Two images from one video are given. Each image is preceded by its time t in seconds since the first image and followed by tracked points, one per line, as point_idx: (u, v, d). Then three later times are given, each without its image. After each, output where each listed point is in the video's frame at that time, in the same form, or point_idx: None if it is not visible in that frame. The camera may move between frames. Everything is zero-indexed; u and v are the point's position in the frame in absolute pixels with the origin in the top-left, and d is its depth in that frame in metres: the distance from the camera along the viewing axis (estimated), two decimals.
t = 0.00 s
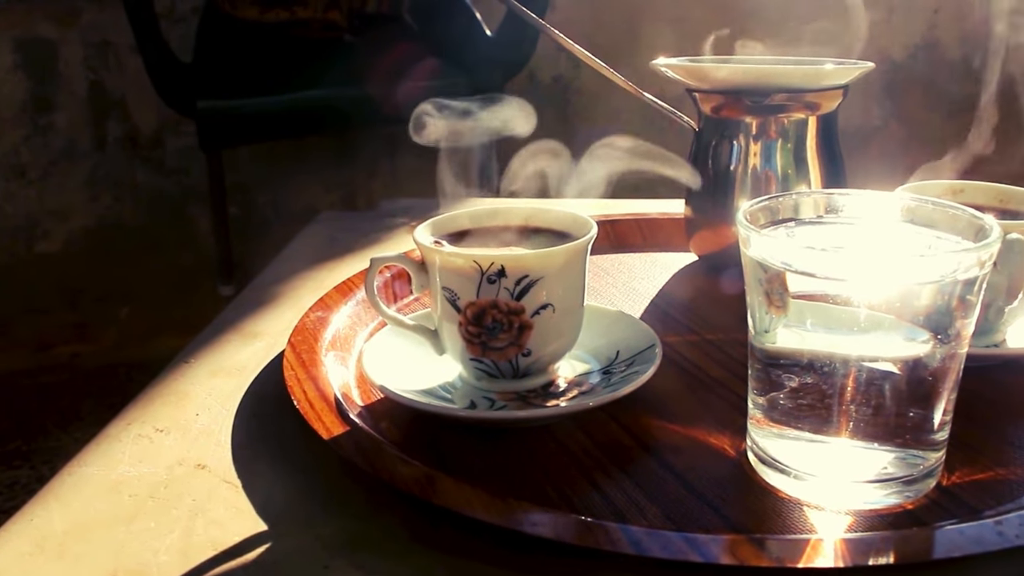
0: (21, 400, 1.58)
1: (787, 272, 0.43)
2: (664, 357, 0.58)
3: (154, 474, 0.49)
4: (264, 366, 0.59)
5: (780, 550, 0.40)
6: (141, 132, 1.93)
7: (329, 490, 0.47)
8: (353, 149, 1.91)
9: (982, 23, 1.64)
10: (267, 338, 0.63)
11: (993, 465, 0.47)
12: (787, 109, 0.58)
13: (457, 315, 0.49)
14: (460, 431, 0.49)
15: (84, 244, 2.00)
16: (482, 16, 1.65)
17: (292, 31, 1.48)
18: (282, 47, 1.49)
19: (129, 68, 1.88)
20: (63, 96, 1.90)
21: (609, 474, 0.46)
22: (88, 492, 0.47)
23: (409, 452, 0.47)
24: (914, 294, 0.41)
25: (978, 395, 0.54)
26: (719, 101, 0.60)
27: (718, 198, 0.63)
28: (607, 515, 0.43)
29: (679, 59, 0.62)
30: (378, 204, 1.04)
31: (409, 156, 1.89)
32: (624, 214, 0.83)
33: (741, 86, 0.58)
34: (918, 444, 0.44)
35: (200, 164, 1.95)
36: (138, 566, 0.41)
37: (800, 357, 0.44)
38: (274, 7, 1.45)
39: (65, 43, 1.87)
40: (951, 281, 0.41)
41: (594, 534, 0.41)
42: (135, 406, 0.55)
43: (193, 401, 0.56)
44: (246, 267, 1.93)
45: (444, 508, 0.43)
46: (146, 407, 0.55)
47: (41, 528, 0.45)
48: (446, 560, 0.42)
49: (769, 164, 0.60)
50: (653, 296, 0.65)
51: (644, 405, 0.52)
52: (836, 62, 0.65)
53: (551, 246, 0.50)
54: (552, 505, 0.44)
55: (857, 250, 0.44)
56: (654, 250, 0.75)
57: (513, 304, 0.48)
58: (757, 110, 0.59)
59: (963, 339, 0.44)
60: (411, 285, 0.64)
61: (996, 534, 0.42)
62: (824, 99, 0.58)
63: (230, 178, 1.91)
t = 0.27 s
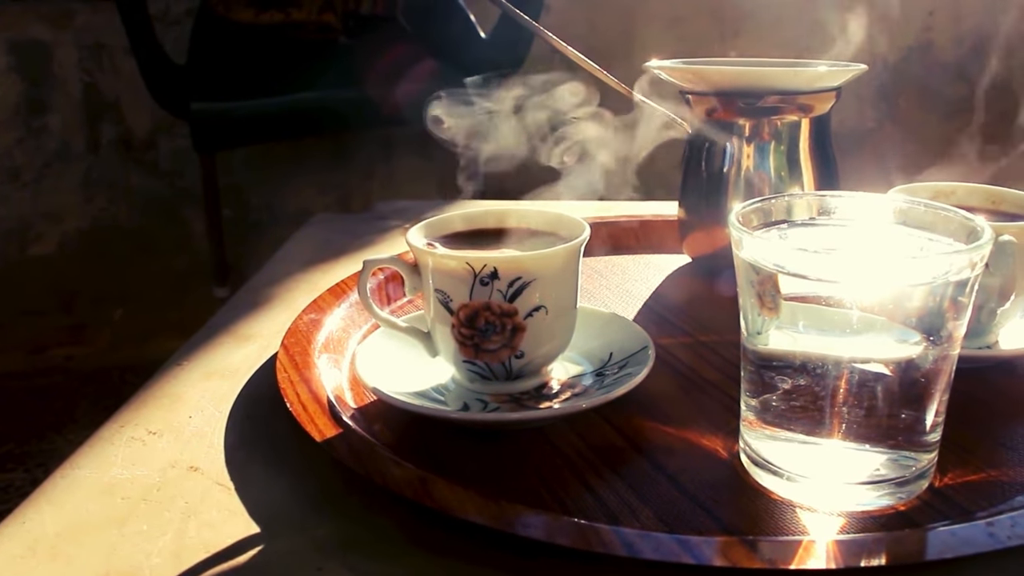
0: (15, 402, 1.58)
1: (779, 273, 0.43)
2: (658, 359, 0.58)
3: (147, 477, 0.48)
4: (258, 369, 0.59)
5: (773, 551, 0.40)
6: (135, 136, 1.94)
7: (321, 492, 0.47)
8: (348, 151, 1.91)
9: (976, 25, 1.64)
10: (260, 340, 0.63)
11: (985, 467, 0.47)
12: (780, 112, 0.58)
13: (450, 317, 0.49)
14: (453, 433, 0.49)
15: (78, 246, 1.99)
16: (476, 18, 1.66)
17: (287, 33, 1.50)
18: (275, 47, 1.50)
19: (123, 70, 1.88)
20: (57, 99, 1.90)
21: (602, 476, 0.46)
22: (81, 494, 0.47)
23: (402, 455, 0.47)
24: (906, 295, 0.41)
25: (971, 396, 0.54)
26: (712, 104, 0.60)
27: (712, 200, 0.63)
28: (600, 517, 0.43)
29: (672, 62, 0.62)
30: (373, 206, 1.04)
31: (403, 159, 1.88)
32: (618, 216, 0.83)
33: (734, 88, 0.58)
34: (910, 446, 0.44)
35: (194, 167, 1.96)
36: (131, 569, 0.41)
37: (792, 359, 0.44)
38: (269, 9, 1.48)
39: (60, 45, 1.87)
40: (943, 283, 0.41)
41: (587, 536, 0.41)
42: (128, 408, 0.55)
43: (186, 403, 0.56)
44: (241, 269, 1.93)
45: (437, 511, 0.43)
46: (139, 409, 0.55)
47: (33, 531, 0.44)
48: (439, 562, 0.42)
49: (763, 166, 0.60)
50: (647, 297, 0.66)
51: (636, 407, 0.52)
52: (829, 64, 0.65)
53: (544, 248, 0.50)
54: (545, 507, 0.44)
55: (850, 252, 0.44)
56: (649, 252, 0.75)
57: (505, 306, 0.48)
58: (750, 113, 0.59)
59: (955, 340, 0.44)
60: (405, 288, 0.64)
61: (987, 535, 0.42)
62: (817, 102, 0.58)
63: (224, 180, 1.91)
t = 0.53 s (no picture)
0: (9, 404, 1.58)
1: (769, 276, 0.43)
2: (649, 361, 0.58)
3: (138, 480, 0.48)
4: (250, 371, 0.59)
5: (763, 553, 0.40)
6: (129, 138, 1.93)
7: (313, 495, 0.47)
8: (341, 153, 1.90)
9: (969, 27, 1.64)
10: (252, 343, 0.63)
11: (974, 468, 0.48)
12: (771, 114, 0.58)
13: (441, 320, 0.49)
14: (444, 436, 0.49)
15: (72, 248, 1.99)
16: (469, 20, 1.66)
17: (281, 36, 1.51)
18: (270, 50, 1.50)
19: (117, 72, 1.88)
20: (50, 101, 1.90)
21: (592, 479, 0.46)
22: (72, 497, 0.47)
23: (393, 457, 0.47)
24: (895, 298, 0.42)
25: (961, 398, 0.54)
26: (703, 106, 0.60)
27: (704, 202, 0.63)
28: (591, 519, 0.43)
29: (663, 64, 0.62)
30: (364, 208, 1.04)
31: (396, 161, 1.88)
32: (610, 218, 0.83)
33: (725, 90, 0.58)
34: (900, 448, 0.44)
35: (188, 169, 1.95)
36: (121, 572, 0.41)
37: (782, 361, 0.44)
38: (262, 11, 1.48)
39: (52, 47, 1.86)
40: (932, 285, 0.42)
41: (578, 538, 0.41)
42: (120, 411, 0.55)
43: (178, 406, 0.56)
44: (235, 271, 1.93)
45: (429, 513, 0.43)
46: (130, 412, 0.55)
47: (24, 535, 0.44)
48: (431, 565, 0.42)
49: (755, 168, 0.60)
50: (639, 300, 0.66)
51: (628, 409, 0.52)
52: (819, 67, 0.65)
53: (535, 251, 0.50)
54: (536, 510, 0.44)
55: (839, 254, 0.44)
56: (641, 254, 0.75)
57: (496, 309, 0.48)
58: (741, 115, 0.59)
59: (945, 342, 0.44)
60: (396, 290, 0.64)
61: (977, 536, 0.42)
62: (809, 104, 0.58)
63: (218, 182, 1.91)
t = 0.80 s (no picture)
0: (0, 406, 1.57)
1: (758, 278, 0.43)
2: (640, 363, 0.58)
3: (129, 482, 0.48)
4: (241, 373, 0.59)
5: (752, 555, 0.40)
6: (121, 140, 1.95)
7: (304, 497, 0.47)
8: (334, 156, 1.90)
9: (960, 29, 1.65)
10: (244, 345, 0.63)
11: (964, 469, 0.48)
12: (761, 116, 0.58)
13: (432, 322, 0.49)
14: (435, 438, 0.50)
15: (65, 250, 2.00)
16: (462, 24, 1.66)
17: (275, 38, 1.53)
18: (265, 51, 1.52)
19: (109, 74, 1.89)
20: (43, 103, 1.91)
21: (582, 480, 0.46)
22: (63, 500, 0.47)
23: (384, 459, 0.47)
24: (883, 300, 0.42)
25: (950, 399, 0.54)
26: (694, 107, 0.60)
27: (694, 204, 0.63)
28: (581, 521, 0.43)
29: (654, 66, 0.62)
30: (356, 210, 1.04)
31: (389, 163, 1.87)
32: (602, 220, 0.84)
33: (716, 92, 0.58)
34: (890, 448, 0.44)
35: (180, 170, 1.97)
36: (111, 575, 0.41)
37: (771, 361, 0.45)
38: (255, 13, 1.50)
39: (46, 49, 1.87)
40: (921, 287, 0.42)
41: (568, 540, 0.41)
42: (110, 413, 0.55)
43: (168, 409, 0.56)
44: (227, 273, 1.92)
45: (419, 515, 0.43)
46: (121, 414, 0.55)
47: (14, 538, 0.44)
48: (421, 567, 0.42)
49: (746, 170, 0.60)
50: (630, 301, 0.66)
51: (618, 411, 0.53)
52: (810, 69, 0.65)
53: (525, 252, 0.50)
54: (527, 512, 0.44)
55: (829, 255, 0.44)
56: (633, 256, 0.75)
57: (487, 310, 0.48)
58: (732, 116, 0.59)
59: (934, 343, 0.44)
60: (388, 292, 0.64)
61: (965, 537, 0.42)
62: (799, 105, 0.59)
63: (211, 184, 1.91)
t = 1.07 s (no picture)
0: None
1: (746, 279, 0.43)
2: (631, 364, 0.58)
3: (119, 485, 0.48)
4: (232, 376, 0.59)
5: (740, 556, 0.40)
6: (114, 142, 1.92)
7: (295, 499, 0.47)
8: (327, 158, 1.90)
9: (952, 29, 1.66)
10: (235, 347, 0.63)
11: (953, 470, 0.48)
12: (752, 117, 0.58)
13: (421, 324, 0.49)
14: (426, 440, 0.50)
15: (58, 252, 1.99)
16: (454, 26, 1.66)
17: (263, 40, 1.47)
18: (257, 55, 1.47)
19: (102, 77, 1.87)
20: (35, 105, 1.90)
21: (572, 482, 0.47)
22: (52, 503, 0.47)
23: (374, 462, 0.47)
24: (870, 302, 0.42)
25: (940, 399, 0.54)
26: (685, 109, 0.60)
27: (685, 205, 0.63)
28: (571, 522, 0.43)
29: (646, 68, 0.62)
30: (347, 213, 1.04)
31: (382, 165, 1.87)
32: (593, 221, 0.83)
33: (706, 93, 0.58)
34: (879, 449, 0.44)
35: (173, 173, 1.94)
36: None
37: (760, 363, 0.45)
38: (246, 14, 1.45)
39: (38, 50, 1.86)
40: (909, 288, 0.42)
41: (557, 541, 0.41)
42: (101, 416, 0.55)
43: (159, 411, 0.55)
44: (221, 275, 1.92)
45: (409, 517, 0.43)
46: (111, 417, 0.55)
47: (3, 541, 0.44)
48: (411, 569, 0.42)
49: (736, 171, 0.60)
50: (621, 303, 0.66)
51: (609, 413, 0.53)
52: (801, 70, 0.65)
53: (515, 254, 0.50)
54: (517, 514, 0.44)
55: (817, 256, 0.44)
56: (624, 258, 0.75)
57: (476, 313, 0.49)
58: (723, 118, 0.59)
59: (922, 344, 0.44)
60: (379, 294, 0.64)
61: (953, 537, 0.42)
62: (790, 106, 0.59)
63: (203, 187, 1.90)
